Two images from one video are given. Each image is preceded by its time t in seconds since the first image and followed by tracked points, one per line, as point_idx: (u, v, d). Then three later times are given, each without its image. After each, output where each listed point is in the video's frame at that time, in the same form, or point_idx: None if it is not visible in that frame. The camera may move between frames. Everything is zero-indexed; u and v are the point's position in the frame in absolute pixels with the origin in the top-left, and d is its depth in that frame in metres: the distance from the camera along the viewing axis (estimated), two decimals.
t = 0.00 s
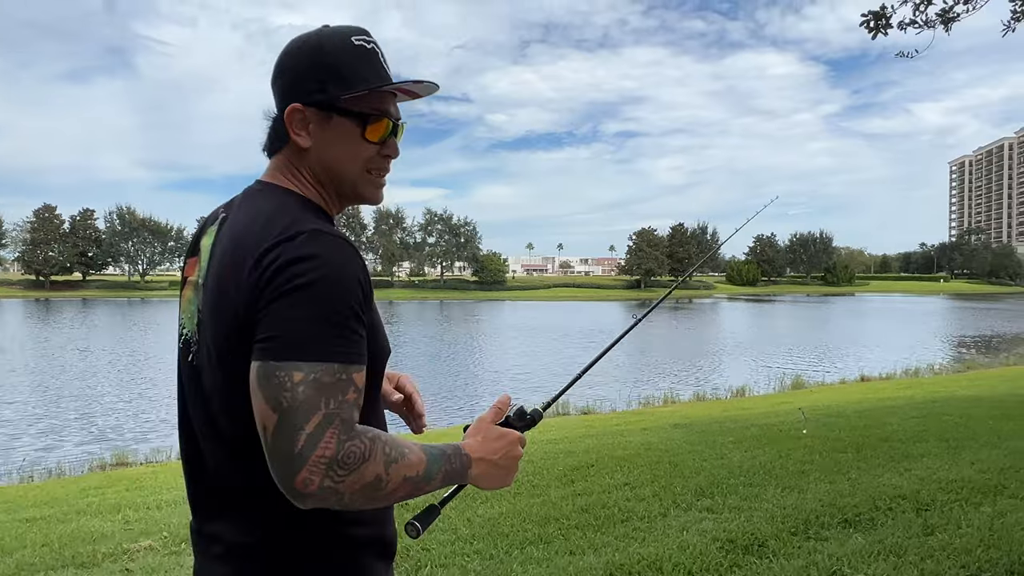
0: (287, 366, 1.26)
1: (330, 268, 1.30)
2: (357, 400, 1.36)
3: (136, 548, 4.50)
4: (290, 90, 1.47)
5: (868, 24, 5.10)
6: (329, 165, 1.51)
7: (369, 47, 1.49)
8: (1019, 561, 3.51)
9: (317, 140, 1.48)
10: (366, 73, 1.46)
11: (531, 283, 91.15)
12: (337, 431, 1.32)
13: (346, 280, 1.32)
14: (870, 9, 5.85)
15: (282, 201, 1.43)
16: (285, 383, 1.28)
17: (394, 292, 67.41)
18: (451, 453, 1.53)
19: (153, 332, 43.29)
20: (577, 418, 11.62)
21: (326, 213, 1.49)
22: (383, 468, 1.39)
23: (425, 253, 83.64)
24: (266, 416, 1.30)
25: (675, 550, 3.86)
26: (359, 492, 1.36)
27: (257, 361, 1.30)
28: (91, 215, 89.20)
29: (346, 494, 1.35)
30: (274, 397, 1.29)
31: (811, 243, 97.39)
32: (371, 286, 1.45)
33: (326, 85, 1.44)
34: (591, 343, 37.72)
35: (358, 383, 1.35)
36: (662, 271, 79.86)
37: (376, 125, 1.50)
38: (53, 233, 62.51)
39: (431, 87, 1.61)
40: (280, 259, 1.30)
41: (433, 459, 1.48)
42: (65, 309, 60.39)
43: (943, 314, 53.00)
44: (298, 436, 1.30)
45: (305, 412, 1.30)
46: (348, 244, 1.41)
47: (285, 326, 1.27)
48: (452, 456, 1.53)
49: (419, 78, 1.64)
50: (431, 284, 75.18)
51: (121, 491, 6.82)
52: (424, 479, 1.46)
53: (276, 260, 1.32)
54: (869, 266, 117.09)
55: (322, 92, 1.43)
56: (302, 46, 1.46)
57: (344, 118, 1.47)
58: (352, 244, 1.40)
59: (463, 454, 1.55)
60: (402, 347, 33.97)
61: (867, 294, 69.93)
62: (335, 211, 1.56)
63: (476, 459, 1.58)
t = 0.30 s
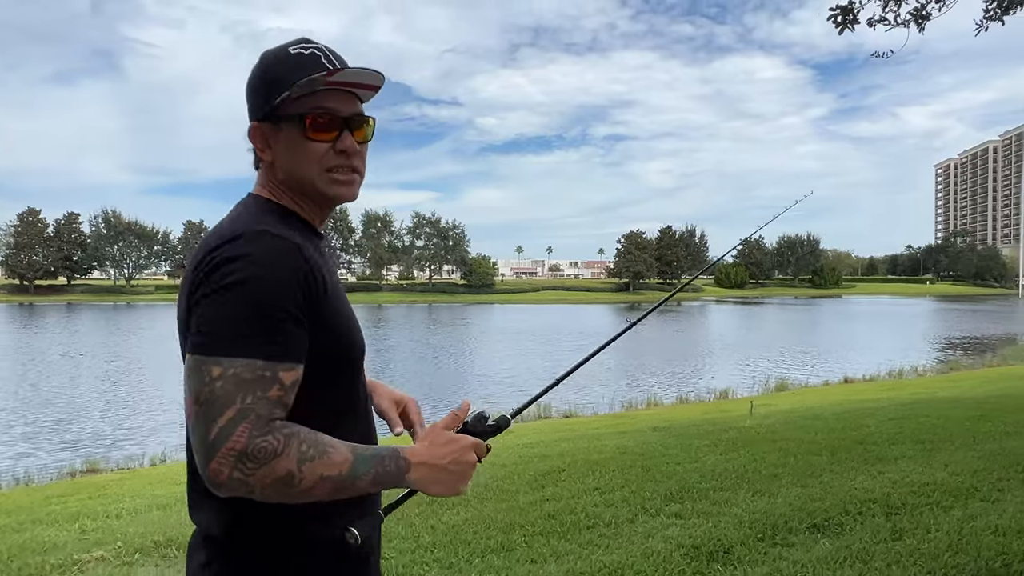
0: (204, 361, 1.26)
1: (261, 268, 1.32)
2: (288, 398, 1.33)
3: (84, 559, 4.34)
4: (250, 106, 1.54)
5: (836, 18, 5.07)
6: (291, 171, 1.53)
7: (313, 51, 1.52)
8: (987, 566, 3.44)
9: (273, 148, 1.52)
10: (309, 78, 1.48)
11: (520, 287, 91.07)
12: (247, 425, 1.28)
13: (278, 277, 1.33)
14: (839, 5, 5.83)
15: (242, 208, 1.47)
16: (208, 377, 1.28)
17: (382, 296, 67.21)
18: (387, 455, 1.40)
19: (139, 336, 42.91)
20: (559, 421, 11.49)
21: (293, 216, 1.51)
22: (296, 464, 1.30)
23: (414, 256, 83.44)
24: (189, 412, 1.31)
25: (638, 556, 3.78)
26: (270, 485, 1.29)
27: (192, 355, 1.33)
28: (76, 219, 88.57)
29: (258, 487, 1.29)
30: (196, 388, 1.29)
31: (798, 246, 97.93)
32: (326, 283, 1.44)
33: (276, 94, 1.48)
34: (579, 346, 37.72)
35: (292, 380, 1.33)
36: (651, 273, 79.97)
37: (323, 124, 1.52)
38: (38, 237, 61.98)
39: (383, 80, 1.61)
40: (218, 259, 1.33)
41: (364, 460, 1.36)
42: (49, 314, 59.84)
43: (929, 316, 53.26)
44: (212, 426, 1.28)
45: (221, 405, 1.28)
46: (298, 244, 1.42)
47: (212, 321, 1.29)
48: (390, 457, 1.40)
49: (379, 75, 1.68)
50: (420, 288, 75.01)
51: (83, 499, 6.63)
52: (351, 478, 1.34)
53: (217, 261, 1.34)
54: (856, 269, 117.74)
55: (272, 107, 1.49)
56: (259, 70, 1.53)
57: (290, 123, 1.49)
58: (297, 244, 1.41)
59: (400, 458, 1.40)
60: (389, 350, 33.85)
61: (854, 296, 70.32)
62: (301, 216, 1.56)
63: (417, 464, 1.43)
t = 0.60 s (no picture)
0: (154, 331, 1.38)
1: (216, 252, 1.44)
2: (232, 372, 1.45)
3: (34, 574, 4.21)
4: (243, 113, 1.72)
5: (816, 15, 4.95)
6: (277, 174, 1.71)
7: (301, 58, 1.69)
8: None
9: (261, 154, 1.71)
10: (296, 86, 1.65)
11: (512, 288, 90.94)
12: (183, 394, 1.38)
13: (231, 261, 1.46)
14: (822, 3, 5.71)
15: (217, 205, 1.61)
16: (152, 349, 1.39)
17: (375, 298, 66.98)
18: (330, 440, 1.47)
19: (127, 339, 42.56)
20: (543, 424, 11.40)
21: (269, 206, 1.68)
22: (227, 435, 1.38)
23: (407, 258, 83.07)
24: (142, 377, 1.43)
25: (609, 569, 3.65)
26: (203, 455, 1.38)
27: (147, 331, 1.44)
28: (66, 220, 87.89)
29: (189, 454, 1.39)
30: (146, 359, 1.40)
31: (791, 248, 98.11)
32: (289, 273, 1.57)
33: (263, 97, 1.65)
34: (571, 347, 37.65)
35: (237, 358, 1.46)
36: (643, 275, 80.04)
37: (308, 127, 1.68)
38: (27, 239, 61.43)
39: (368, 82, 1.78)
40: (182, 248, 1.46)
41: (304, 440, 1.45)
42: (38, 317, 59.32)
43: (920, 317, 53.43)
44: (148, 394, 1.39)
45: (162, 372, 1.38)
46: (259, 234, 1.55)
47: (165, 296, 1.42)
48: (333, 442, 1.47)
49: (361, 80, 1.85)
50: (412, 289, 74.82)
51: (52, 506, 6.47)
52: (287, 459, 1.43)
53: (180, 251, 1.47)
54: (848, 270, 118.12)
55: (256, 111, 1.66)
56: (251, 77, 1.70)
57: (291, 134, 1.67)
58: (255, 232, 1.54)
59: (344, 445, 1.47)
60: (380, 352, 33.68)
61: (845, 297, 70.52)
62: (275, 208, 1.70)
63: (362, 452, 1.49)
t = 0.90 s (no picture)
0: (111, 361, 1.31)
1: (180, 275, 1.37)
2: (192, 403, 1.37)
3: None
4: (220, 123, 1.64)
5: (796, 16, 4.85)
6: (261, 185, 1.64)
7: (287, 68, 1.63)
8: None
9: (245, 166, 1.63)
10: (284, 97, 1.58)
11: (507, 289, 90.81)
12: (134, 428, 1.31)
13: (196, 283, 1.39)
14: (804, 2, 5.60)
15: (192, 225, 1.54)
16: (110, 378, 1.33)
17: (370, 298, 66.76)
18: (291, 469, 1.40)
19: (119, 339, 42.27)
20: (527, 427, 11.25)
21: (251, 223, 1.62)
22: (181, 469, 1.31)
23: (401, 258, 82.78)
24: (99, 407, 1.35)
25: None
26: (155, 486, 1.31)
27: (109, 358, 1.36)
28: (59, 219, 87.38)
29: (141, 485, 1.31)
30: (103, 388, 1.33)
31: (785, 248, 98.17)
32: (257, 294, 1.49)
33: (245, 111, 1.57)
34: (566, 348, 37.52)
35: (197, 387, 1.38)
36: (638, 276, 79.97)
37: (302, 139, 1.63)
38: (20, 238, 61.00)
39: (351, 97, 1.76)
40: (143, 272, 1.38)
41: (259, 470, 1.38)
42: (30, 317, 58.90)
43: (916, 318, 53.38)
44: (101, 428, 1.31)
45: (117, 404, 1.31)
46: (228, 255, 1.47)
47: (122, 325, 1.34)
48: (295, 470, 1.41)
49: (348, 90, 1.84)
50: (407, 290, 74.55)
51: (19, 513, 6.30)
52: (243, 490, 1.36)
53: (142, 276, 1.38)
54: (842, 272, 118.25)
55: (248, 125, 1.58)
56: (224, 90, 1.63)
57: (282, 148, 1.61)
58: (222, 254, 1.46)
59: (305, 473, 1.40)
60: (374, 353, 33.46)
61: (840, 298, 70.52)
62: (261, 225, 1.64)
63: (324, 478, 1.42)
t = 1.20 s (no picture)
0: (200, 368, 1.23)
1: (266, 278, 1.27)
2: (279, 417, 1.30)
3: None
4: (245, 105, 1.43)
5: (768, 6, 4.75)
6: (289, 172, 1.41)
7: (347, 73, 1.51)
8: None
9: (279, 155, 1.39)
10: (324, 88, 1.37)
11: (502, 288, 90.78)
12: (232, 446, 1.25)
13: (287, 292, 1.30)
14: None
15: (242, 214, 1.37)
16: (197, 385, 1.24)
17: (364, 297, 66.66)
18: (369, 495, 1.38)
19: (112, 339, 42.10)
20: (511, 428, 11.09)
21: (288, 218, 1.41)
22: (280, 491, 1.28)
23: (395, 257, 82.64)
24: (180, 419, 1.27)
25: None
26: (249, 510, 1.26)
27: (186, 368, 1.27)
28: (53, 219, 87.12)
29: (234, 504, 1.26)
30: (185, 399, 1.25)
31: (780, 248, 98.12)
32: (323, 304, 1.38)
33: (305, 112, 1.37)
34: (559, 347, 37.48)
35: (283, 403, 1.30)
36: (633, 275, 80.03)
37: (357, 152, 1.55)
38: (12, 237, 60.75)
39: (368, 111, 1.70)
40: (219, 270, 1.28)
41: (344, 494, 1.34)
42: (23, 317, 58.65)
43: (911, 317, 53.44)
44: (192, 440, 1.24)
45: (206, 419, 1.24)
46: (306, 262, 1.37)
47: (209, 329, 1.25)
48: (370, 497, 1.38)
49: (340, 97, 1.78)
50: (401, 289, 74.46)
51: None
52: (330, 514, 1.33)
53: (218, 272, 1.28)
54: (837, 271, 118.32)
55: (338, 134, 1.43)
56: (275, 71, 1.38)
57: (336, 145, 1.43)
58: (303, 262, 1.35)
59: (381, 500, 1.39)
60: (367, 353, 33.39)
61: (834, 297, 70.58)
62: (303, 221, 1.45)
63: (394, 504, 1.41)
